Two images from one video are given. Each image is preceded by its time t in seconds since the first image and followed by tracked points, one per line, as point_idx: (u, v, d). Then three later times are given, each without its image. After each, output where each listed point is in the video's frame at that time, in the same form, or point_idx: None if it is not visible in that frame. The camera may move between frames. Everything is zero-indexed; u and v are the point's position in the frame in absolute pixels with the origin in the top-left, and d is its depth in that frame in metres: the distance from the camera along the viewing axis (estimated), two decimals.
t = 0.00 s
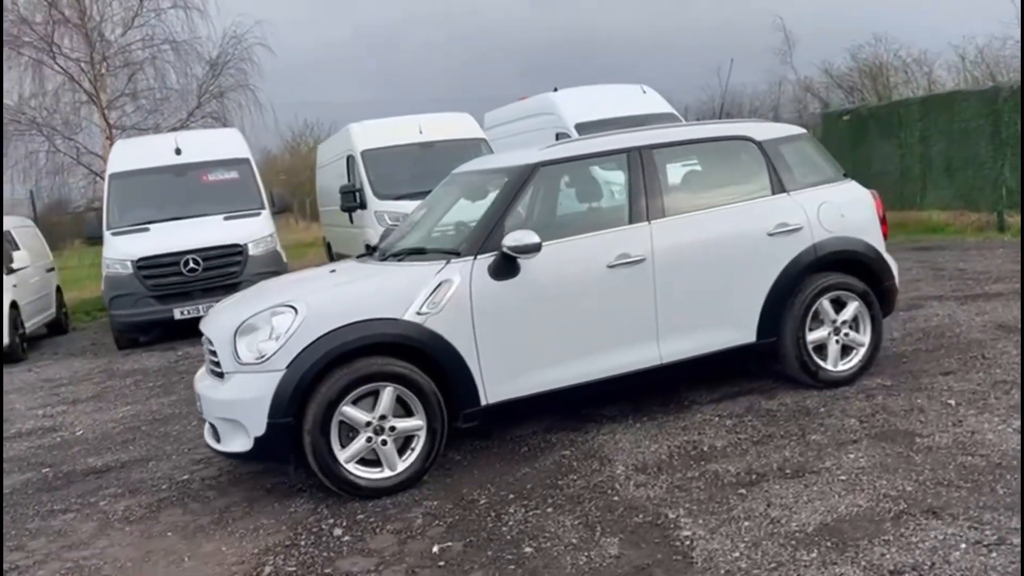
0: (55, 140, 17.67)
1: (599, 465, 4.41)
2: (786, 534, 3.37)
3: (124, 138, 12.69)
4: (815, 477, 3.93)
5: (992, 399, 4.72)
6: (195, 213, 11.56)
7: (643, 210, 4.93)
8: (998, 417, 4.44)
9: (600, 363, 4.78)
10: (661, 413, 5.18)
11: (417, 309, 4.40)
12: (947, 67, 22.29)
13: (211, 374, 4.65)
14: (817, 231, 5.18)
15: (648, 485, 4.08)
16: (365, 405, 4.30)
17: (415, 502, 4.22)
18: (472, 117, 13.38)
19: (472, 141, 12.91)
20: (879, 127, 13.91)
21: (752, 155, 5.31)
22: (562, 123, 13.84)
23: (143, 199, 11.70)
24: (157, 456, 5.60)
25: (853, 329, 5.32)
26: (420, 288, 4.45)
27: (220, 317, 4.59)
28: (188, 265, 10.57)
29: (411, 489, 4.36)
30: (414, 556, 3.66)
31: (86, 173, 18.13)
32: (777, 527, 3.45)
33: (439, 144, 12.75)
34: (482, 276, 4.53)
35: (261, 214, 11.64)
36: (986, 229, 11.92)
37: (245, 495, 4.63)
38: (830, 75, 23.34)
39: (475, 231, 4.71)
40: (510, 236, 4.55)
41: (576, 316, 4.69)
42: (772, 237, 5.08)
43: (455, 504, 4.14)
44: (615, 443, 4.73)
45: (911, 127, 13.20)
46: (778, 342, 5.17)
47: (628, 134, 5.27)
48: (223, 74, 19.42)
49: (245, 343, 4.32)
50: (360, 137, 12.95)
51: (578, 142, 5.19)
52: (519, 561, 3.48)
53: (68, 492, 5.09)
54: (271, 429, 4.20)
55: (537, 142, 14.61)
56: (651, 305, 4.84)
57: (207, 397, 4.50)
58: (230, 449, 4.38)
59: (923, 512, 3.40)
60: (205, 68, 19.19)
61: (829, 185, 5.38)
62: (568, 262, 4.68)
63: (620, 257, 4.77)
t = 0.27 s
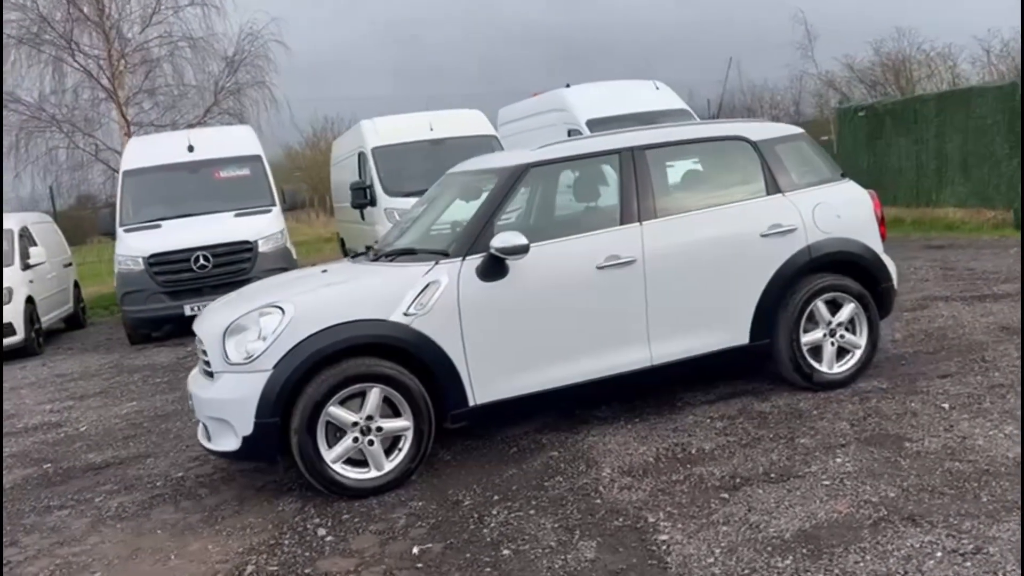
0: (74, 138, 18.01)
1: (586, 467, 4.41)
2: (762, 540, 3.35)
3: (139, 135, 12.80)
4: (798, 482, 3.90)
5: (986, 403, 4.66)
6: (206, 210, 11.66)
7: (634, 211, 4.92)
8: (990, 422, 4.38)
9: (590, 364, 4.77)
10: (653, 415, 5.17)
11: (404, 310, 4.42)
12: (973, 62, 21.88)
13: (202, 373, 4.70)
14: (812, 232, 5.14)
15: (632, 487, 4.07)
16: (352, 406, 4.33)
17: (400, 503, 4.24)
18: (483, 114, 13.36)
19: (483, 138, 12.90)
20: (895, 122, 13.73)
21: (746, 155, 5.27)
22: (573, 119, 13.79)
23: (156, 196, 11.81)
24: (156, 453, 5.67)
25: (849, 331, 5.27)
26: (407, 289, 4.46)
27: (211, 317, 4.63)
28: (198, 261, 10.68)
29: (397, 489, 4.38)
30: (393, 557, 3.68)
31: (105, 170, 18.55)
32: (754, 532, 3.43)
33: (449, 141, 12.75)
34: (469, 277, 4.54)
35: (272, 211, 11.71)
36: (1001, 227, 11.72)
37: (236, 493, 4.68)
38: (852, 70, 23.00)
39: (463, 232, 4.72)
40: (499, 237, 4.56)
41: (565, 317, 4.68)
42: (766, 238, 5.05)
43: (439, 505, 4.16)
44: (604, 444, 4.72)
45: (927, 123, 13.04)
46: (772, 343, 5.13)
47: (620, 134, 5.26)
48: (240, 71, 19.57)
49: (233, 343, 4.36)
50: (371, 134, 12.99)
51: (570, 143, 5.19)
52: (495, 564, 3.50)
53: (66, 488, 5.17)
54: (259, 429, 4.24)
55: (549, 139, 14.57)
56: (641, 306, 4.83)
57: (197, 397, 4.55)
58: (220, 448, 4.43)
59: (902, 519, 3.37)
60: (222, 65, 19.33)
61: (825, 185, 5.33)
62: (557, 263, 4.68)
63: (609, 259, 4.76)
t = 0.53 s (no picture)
0: (92, 134, 18.09)
1: (569, 469, 4.41)
2: (733, 546, 3.34)
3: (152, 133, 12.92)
4: (778, 486, 3.88)
5: (976, 408, 4.60)
6: (216, 207, 11.73)
7: (623, 212, 4.91)
8: (978, 426, 4.32)
9: (578, 366, 4.77)
10: (641, 416, 5.15)
11: (388, 310, 4.43)
12: (998, 56, 21.48)
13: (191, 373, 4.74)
14: (804, 232, 5.10)
15: (613, 490, 4.07)
16: (336, 407, 4.35)
17: (383, 503, 4.26)
18: (493, 111, 13.34)
19: (491, 135, 12.89)
20: (910, 119, 13.55)
21: (738, 155, 5.24)
22: (584, 116, 13.74)
23: (166, 193, 11.91)
24: (152, 450, 5.73)
25: (842, 333, 5.23)
26: (392, 290, 4.48)
27: (199, 317, 4.67)
28: (207, 258, 10.78)
29: (381, 489, 4.40)
30: (369, 557, 3.71)
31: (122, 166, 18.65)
32: (728, 537, 3.42)
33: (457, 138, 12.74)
34: (454, 279, 4.54)
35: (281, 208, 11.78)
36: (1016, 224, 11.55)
37: (224, 492, 4.72)
38: (874, 65, 22.64)
39: (450, 232, 4.73)
40: (484, 238, 4.56)
41: (553, 318, 4.68)
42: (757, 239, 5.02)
43: (421, 506, 4.18)
44: (590, 445, 4.72)
45: (941, 120, 12.89)
46: (763, 345, 5.11)
47: (611, 134, 5.25)
48: (255, 67, 19.62)
49: (220, 343, 4.39)
50: (381, 131, 13.02)
51: (559, 143, 5.18)
52: (468, 566, 3.51)
53: (62, 484, 5.25)
54: (244, 429, 4.28)
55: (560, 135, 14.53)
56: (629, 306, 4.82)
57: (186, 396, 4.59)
58: (207, 446, 4.47)
59: (877, 526, 3.35)
60: (238, 62, 19.41)
61: (819, 184, 5.28)
62: (544, 264, 4.68)
63: (598, 260, 4.76)
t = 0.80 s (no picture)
0: (110, 131, 18.28)
1: (555, 470, 4.41)
2: (708, 552, 3.32)
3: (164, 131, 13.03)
4: (760, 491, 3.86)
5: (969, 412, 4.54)
6: (227, 204, 11.82)
7: (612, 213, 4.89)
8: (969, 431, 4.27)
9: (566, 367, 4.75)
10: (632, 418, 5.14)
11: (374, 311, 4.45)
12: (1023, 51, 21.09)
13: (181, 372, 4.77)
14: (797, 234, 5.06)
15: (595, 493, 4.06)
16: (321, 406, 4.38)
17: (367, 503, 4.27)
18: (503, 109, 13.32)
19: (501, 133, 12.88)
20: (925, 116, 13.39)
21: (730, 155, 5.20)
22: (594, 113, 13.68)
23: (178, 190, 12.01)
24: (148, 447, 5.79)
25: (836, 335, 5.17)
26: (378, 290, 4.49)
27: (189, 317, 4.71)
28: (215, 256, 10.86)
29: (367, 489, 4.42)
30: (348, 557, 3.73)
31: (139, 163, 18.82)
32: (704, 542, 3.40)
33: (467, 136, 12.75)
34: (441, 280, 4.55)
35: (290, 205, 11.84)
36: None
37: (214, 489, 4.76)
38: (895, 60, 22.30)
39: (438, 233, 4.73)
40: (471, 238, 4.56)
41: (540, 320, 4.67)
42: (748, 241, 4.98)
43: (404, 506, 4.19)
44: (577, 447, 4.71)
45: (956, 117, 12.74)
46: (755, 347, 5.07)
47: (602, 135, 5.23)
48: (270, 64, 19.67)
49: (207, 342, 4.43)
50: (390, 129, 13.05)
51: (550, 144, 5.17)
52: (445, 568, 3.52)
53: (58, 480, 5.32)
54: (230, 428, 4.31)
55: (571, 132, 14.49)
56: (618, 308, 4.80)
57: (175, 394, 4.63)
58: (196, 445, 4.51)
59: (853, 532, 3.32)
60: (253, 59, 19.49)
61: (813, 185, 5.23)
62: (532, 265, 4.67)
63: (586, 261, 4.74)
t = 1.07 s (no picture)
0: (127, 128, 18.42)
1: (541, 472, 4.38)
2: (684, 559, 3.27)
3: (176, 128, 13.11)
4: (743, 496, 3.80)
5: (964, 417, 4.45)
6: (237, 200, 11.85)
7: (602, 213, 4.84)
8: (962, 437, 4.18)
9: (554, 368, 4.72)
10: (624, 419, 5.09)
11: (359, 311, 4.43)
12: None
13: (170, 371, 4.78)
14: (791, 234, 4.99)
15: (577, 496, 4.02)
16: (307, 406, 4.37)
17: (351, 504, 4.26)
18: (513, 104, 13.25)
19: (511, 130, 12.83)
20: (941, 113, 13.18)
21: (724, 154, 5.14)
22: (605, 110, 13.59)
23: (189, 186, 12.09)
24: (144, 444, 5.82)
25: (832, 337, 5.09)
26: (363, 290, 4.48)
27: (177, 316, 4.72)
28: (223, 253, 10.90)
29: (352, 489, 4.41)
30: (326, 559, 3.72)
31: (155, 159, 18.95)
32: (681, 548, 3.36)
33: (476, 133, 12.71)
34: (427, 280, 4.53)
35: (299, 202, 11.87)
36: None
37: (203, 488, 4.77)
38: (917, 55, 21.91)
39: (426, 233, 4.71)
40: (458, 238, 4.53)
41: (528, 320, 4.64)
42: (741, 241, 4.92)
43: (387, 507, 4.17)
44: (566, 448, 4.68)
45: (973, 113, 12.52)
46: (748, 349, 5.01)
47: (594, 133, 5.18)
48: (286, 61, 19.74)
49: (194, 341, 4.43)
50: (400, 125, 13.04)
51: (540, 142, 5.13)
52: (420, 571, 3.49)
53: (53, 476, 5.36)
54: (215, 427, 4.31)
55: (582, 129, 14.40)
56: (608, 309, 4.76)
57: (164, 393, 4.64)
58: (182, 443, 4.51)
59: (832, 540, 3.26)
60: (268, 56, 19.59)
61: (809, 184, 5.16)
62: (519, 265, 4.63)
63: (574, 262, 4.70)
